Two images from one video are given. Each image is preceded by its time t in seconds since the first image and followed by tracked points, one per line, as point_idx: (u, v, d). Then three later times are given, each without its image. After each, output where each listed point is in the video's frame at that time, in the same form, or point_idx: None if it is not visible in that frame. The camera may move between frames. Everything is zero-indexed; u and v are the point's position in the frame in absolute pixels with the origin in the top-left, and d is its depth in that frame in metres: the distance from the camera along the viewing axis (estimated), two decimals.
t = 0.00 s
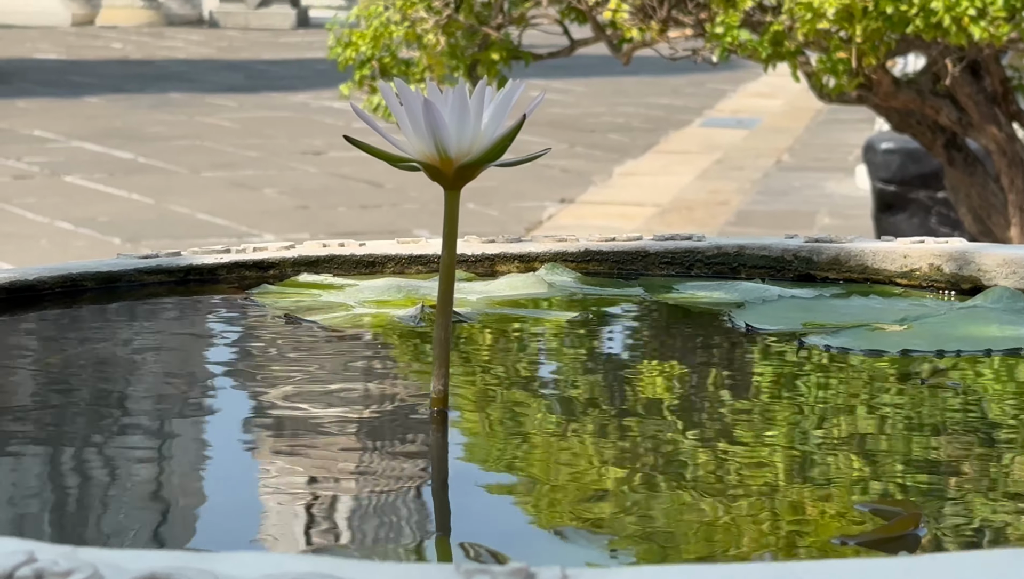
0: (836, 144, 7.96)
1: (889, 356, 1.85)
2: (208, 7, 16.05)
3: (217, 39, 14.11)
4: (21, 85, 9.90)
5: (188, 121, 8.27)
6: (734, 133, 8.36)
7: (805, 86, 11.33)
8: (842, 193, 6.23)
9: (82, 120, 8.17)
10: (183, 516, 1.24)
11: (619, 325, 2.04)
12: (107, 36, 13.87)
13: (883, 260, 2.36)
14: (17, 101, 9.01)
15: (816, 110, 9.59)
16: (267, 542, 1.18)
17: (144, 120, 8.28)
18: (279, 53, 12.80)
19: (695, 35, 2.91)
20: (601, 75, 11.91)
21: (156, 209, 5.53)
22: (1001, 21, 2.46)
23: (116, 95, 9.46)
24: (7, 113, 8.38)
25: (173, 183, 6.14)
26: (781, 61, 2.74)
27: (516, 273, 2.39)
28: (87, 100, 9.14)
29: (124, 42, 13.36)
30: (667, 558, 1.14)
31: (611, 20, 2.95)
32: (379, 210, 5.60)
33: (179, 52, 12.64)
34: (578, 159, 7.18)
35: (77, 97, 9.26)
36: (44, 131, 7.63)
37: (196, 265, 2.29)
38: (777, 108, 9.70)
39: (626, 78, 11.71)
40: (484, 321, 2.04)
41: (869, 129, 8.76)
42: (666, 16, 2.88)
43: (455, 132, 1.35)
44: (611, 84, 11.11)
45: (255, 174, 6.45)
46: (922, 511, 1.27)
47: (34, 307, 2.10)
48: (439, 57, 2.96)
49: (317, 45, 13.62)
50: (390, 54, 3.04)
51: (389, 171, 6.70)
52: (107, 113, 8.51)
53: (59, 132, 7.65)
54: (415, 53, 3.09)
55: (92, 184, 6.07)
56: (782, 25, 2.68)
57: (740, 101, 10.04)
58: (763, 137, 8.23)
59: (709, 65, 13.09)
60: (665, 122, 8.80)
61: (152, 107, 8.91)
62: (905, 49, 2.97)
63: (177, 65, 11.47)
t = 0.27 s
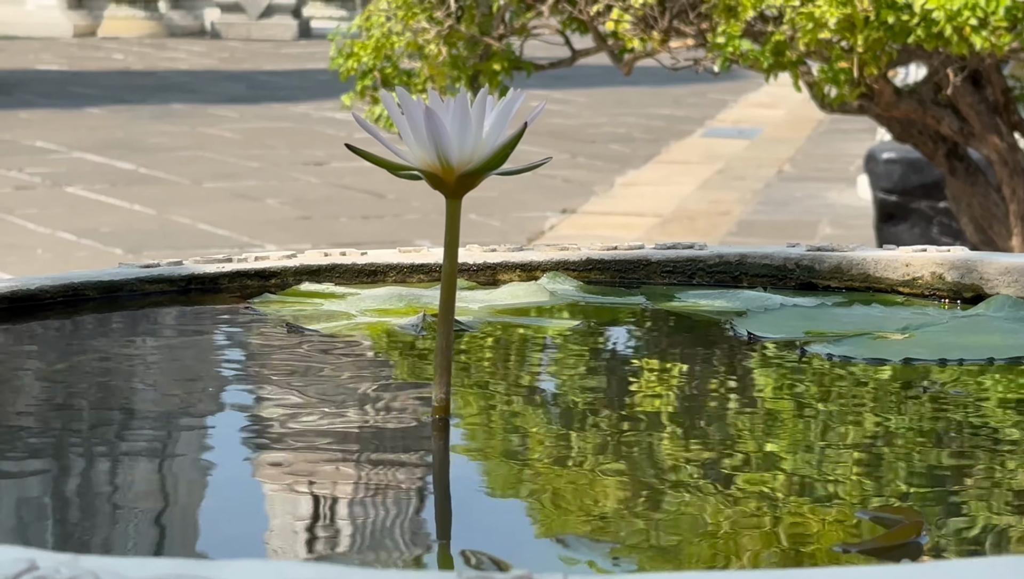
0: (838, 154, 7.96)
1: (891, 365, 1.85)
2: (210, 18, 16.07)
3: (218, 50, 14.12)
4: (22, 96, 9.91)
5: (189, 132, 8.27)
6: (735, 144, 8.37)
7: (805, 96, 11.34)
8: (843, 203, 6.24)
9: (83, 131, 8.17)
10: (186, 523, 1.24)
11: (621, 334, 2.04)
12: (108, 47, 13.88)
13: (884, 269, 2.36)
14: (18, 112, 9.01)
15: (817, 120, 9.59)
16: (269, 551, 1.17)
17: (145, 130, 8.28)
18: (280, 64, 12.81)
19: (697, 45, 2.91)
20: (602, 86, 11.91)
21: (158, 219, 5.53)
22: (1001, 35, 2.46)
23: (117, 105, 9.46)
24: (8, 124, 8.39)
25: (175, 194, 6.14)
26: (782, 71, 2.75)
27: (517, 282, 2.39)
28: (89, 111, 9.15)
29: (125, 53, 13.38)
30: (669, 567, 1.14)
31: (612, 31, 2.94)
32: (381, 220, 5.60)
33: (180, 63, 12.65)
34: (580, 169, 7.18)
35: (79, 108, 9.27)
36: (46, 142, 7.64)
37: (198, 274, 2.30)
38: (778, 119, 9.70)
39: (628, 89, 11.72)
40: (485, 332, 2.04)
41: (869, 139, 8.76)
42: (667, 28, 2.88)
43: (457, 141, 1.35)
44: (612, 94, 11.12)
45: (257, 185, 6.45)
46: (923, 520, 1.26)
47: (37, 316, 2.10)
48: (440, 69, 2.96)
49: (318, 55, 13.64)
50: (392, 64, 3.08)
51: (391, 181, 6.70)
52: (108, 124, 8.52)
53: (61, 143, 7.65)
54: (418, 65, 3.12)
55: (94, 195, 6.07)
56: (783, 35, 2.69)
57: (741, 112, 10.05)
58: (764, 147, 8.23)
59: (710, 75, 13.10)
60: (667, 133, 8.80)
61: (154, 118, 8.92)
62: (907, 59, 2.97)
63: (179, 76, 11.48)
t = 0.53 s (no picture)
0: (839, 161, 7.96)
1: (894, 371, 1.84)
2: (213, 25, 16.09)
3: (218, 57, 14.13)
4: (24, 104, 9.92)
5: (191, 138, 8.28)
6: (736, 150, 8.37)
7: (807, 102, 11.34)
8: (844, 209, 6.23)
9: (84, 138, 8.17)
10: (188, 532, 1.24)
11: (623, 341, 2.04)
12: (109, 55, 13.89)
13: (888, 275, 2.36)
14: (20, 119, 9.02)
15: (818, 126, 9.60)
16: (270, 558, 1.17)
17: (146, 137, 8.28)
18: (281, 71, 12.81)
19: (698, 52, 2.91)
20: (603, 92, 11.92)
21: (159, 226, 5.53)
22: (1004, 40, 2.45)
23: (118, 112, 9.47)
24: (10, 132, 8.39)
25: (176, 201, 6.14)
26: (783, 77, 2.75)
27: (520, 288, 2.39)
28: (90, 118, 9.16)
29: (125, 60, 13.39)
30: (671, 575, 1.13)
31: (614, 38, 2.95)
32: (382, 227, 5.60)
33: (181, 69, 12.66)
34: (581, 176, 7.18)
35: (80, 115, 9.28)
36: (47, 149, 7.64)
37: (199, 280, 2.29)
38: (779, 125, 9.70)
39: (628, 95, 11.73)
40: (488, 339, 2.04)
41: (871, 146, 8.76)
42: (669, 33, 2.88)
43: (459, 147, 1.35)
44: (613, 101, 11.13)
45: (258, 191, 6.45)
46: (927, 527, 1.26)
47: (38, 323, 2.10)
48: (442, 75, 2.96)
49: (320, 62, 13.65)
50: (393, 72, 3.08)
51: (392, 188, 6.70)
52: (110, 131, 8.52)
53: (62, 150, 7.66)
54: (419, 72, 3.12)
55: (96, 202, 6.07)
56: (784, 42, 2.67)
57: (742, 118, 10.06)
58: (765, 154, 8.24)
59: (711, 81, 13.11)
60: (668, 139, 8.81)
61: (154, 125, 8.92)
62: (908, 65, 2.96)
63: (180, 82, 11.49)
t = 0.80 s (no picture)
0: (839, 164, 7.96)
1: (893, 375, 1.84)
2: (213, 29, 16.10)
3: (219, 61, 14.15)
4: (25, 107, 9.92)
5: (191, 142, 8.28)
6: (736, 153, 8.38)
7: (807, 106, 11.34)
8: (844, 212, 6.23)
9: (85, 141, 8.18)
10: (192, 535, 1.24)
11: (623, 344, 2.04)
12: (109, 58, 13.91)
13: (887, 279, 2.36)
14: (20, 122, 9.03)
15: (818, 130, 9.60)
16: (270, 562, 1.17)
17: (147, 141, 8.29)
18: (282, 74, 12.82)
19: (698, 55, 2.91)
20: (603, 96, 11.93)
21: (159, 230, 5.53)
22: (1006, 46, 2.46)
23: (118, 116, 9.47)
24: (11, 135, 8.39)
25: (176, 205, 6.14)
26: (784, 81, 2.76)
27: (520, 292, 2.39)
28: (91, 121, 9.16)
29: (126, 64, 13.39)
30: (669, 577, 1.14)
31: (615, 41, 2.95)
32: (383, 231, 5.60)
33: (181, 73, 12.67)
34: (581, 179, 7.18)
35: (81, 119, 9.28)
36: (47, 153, 7.65)
37: (200, 284, 2.30)
38: (779, 128, 9.70)
39: (629, 99, 11.73)
40: (487, 343, 2.04)
41: (871, 149, 8.77)
42: (669, 38, 2.88)
43: (459, 152, 1.35)
44: (614, 104, 11.13)
45: (258, 195, 6.45)
46: (927, 530, 1.26)
47: (39, 327, 2.11)
48: (442, 80, 2.97)
49: (320, 66, 13.66)
50: (393, 76, 3.08)
51: (392, 191, 6.70)
52: (110, 134, 8.53)
53: (62, 153, 7.66)
54: (419, 76, 3.12)
55: (96, 205, 6.07)
56: (784, 45, 2.68)
57: (743, 121, 10.06)
58: (765, 157, 8.24)
59: (712, 84, 13.11)
60: (668, 143, 8.81)
61: (154, 128, 8.92)
62: (908, 68, 2.97)
63: (180, 86, 11.50)
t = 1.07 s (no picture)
0: (839, 165, 7.96)
1: (894, 375, 1.85)
2: (213, 29, 16.10)
3: (219, 61, 14.15)
4: (25, 107, 9.93)
5: (191, 142, 8.28)
6: (736, 154, 8.38)
7: (808, 107, 11.34)
8: (844, 213, 6.23)
9: (85, 142, 8.18)
10: (191, 536, 1.24)
11: (622, 345, 2.04)
12: (110, 58, 13.91)
13: (888, 280, 2.36)
14: (20, 123, 9.02)
15: (818, 130, 9.59)
16: (270, 563, 1.17)
17: (147, 142, 8.29)
18: (282, 75, 12.82)
19: (698, 56, 2.91)
20: (603, 96, 11.93)
21: (160, 231, 5.54)
22: (1006, 47, 2.46)
23: (118, 116, 9.48)
24: (11, 136, 8.40)
25: (177, 205, 6.15)
26: (783, 82, 2.76)
27: (521, 292, 2.39)
28: (90, 122, 9.16)
29: (126, 64, 13.39)
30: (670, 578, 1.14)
31: (615, 41, 2.95)
32: (383, 231, 5.60)
33: (181, 73, 12.67)
34: (581, 180, 7.18)
35: (81, 119, 9.27)
36: (47, 153, 7.64)
37: (201, 285, 2.29)
38: (779, 129, 9.70)
39: (630, 99, 11.73)
40: (488, 343, 2.04)
41: (871, 149, 8.77)
42: (670, 37, 2.88)
43: (459, 153, 1.35)
44: (614, 105, 11.13)
45: (259, 196, 6.45)
46: (928, 532, 1.26)
47: (40, 328, 2.10)
48: (442, 79, 2.98)
49: (320, 66, 13.65)
50: (393, 75, 3.08)
51: (392, 192, 6.70)
52: (110, 135, 8.52)
53: (62, 154, 7.67)
54: (419, 76, 3.12)
55: (96, 207, 6.07)
56: (784, 46, 2.68)
57: (744, 122, 10.06)
58: (766, 158, 8.24)
59: (711, 85, 13.11)
60: (669, 143, 8.81)
61: (155, 128, 8.92)
62: (908, 70, 2.97)
63: (180, 86, 11.50)
